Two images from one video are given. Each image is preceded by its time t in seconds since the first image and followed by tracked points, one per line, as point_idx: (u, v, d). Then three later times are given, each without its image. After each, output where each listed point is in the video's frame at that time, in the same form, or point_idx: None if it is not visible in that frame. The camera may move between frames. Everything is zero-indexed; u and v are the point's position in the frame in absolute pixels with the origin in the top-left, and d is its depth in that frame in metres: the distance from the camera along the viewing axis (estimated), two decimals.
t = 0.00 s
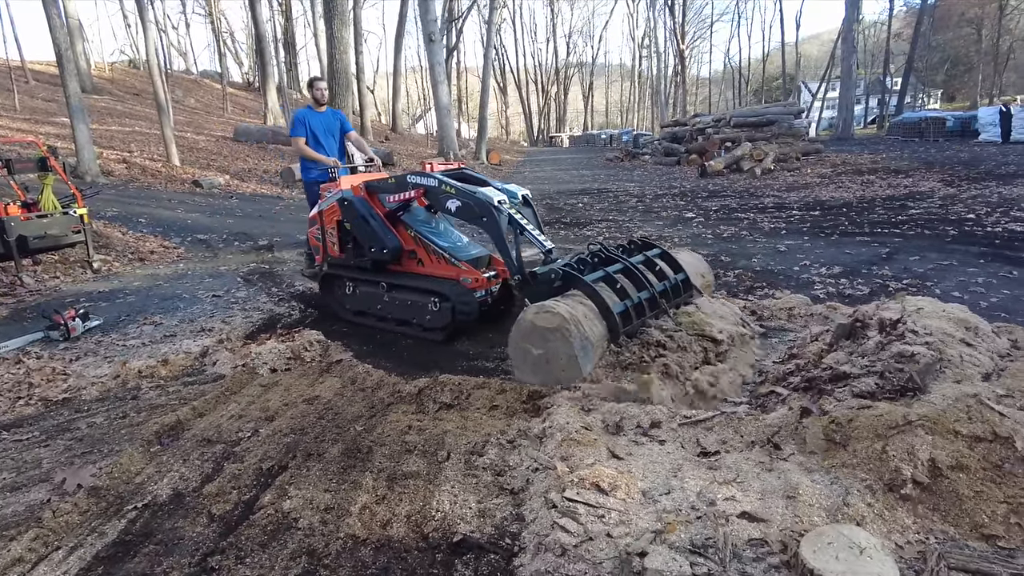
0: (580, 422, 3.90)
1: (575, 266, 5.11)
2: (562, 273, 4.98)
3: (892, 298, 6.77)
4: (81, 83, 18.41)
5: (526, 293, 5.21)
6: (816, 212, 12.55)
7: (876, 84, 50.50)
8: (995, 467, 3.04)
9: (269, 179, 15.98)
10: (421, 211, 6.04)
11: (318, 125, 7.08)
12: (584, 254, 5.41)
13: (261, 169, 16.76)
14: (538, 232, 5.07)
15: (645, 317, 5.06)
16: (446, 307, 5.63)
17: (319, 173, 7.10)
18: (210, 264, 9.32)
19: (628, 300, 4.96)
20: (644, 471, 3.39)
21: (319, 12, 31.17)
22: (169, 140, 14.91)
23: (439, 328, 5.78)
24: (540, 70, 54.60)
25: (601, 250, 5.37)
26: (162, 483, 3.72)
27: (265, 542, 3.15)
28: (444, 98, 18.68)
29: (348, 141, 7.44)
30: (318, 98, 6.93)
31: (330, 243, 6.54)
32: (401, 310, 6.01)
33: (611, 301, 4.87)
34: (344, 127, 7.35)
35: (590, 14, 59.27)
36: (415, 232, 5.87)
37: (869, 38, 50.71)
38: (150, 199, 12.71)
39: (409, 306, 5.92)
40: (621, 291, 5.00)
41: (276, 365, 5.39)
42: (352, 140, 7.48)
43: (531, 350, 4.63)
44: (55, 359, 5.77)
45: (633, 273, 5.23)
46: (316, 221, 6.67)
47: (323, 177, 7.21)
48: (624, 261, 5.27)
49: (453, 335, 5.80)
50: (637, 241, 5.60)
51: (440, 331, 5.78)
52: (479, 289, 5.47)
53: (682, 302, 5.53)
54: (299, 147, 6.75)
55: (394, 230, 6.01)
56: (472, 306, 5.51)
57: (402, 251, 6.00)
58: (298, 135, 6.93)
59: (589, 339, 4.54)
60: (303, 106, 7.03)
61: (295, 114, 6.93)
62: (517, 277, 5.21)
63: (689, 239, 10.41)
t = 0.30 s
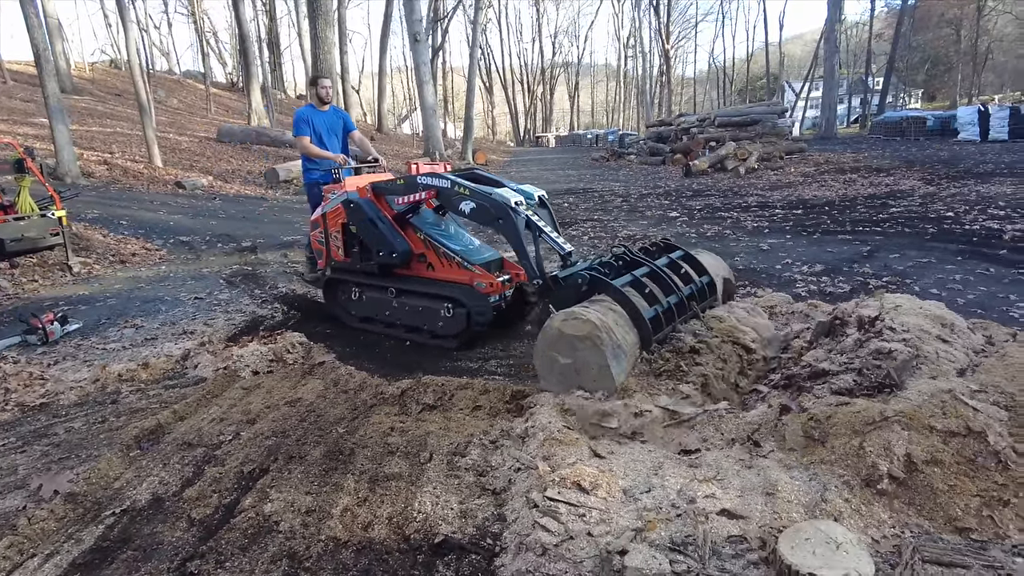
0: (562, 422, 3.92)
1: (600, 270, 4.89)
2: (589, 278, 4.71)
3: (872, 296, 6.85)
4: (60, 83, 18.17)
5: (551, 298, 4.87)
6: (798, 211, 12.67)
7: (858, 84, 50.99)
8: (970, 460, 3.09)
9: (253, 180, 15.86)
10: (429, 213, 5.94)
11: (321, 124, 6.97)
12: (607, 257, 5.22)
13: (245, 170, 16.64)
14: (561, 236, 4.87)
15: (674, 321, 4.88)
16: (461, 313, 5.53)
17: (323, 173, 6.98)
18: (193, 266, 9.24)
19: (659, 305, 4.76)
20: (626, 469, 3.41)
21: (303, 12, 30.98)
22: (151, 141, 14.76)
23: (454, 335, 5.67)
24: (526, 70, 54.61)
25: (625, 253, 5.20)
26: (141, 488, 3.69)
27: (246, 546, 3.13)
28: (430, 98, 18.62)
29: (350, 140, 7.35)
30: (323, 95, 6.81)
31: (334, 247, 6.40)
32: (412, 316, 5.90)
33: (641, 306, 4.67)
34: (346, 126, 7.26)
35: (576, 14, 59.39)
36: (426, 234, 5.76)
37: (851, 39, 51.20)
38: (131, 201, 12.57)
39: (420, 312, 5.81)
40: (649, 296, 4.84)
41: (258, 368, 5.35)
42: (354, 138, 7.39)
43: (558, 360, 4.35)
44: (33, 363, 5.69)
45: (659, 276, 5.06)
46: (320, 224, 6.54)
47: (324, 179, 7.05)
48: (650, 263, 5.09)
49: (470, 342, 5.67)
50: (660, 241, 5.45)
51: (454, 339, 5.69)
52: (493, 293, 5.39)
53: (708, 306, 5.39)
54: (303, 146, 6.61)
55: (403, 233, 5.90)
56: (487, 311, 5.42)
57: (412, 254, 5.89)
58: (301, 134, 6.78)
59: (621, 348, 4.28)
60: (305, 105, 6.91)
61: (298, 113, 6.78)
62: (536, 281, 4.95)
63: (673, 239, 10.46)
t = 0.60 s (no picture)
0: (527, 420, 3.91)
1: (612, 270, 4.72)
2: (603, 277, 4.54)
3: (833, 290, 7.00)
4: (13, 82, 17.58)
5: (563, 299, 4.73)
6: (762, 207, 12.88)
7: (820, 83, 52.01)
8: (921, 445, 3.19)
9: (217, 180, 15.56)
10: (422, 214, 5.70)
11: (303, 122, 6.74)
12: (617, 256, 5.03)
13: (208, 170, 16.31)
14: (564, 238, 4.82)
15: (689, 322, 4.70)
16: (462, 317, 5.30)
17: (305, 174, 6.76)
18: (153, 269, 9.03)
19: (675, 304, 4.59)
20: (589, 465, 3.43)
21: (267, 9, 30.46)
22: (109, 141, 14.37)
23: (452, 339, 5.45)
24: (495, 69, 54.52)
25: (634, 252, 5.00)
26: (96, 497, 3.59)
27: (204, 553, 3.08)
28: (397, 97, 18.47)
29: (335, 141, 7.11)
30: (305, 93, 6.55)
31: (320, 251, 6.04)
32: (408, 322, 5.61)
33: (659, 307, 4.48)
34: (330, 125, 7.01)
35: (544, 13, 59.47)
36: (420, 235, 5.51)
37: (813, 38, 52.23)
38: (89, 202, 12.23)
39: (417, 316, 5.53)
40: (664, 295, 4.64)
41: (219, 372, 5.25)
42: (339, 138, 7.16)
43: (574, 363, 4.14)
44: None
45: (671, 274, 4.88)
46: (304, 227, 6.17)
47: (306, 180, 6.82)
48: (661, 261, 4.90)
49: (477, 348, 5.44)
50: (668, 238, 5.24)
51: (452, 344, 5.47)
52: (494, 295, 5.18)
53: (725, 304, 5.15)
54: (286, 146, 6.38)
55: (395, 235, 5.61)
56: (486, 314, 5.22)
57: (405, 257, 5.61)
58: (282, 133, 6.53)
59: (641, 350, 4.11)
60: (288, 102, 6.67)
61: (278, 110, 6.52)
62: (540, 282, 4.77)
63: (640, 236, 10.56)
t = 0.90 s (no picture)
0: (462, 418, 3.90)
1: (597, 266, 4.64)
2: (590, 274, 4.46)
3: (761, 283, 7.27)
4: None
5: (547, 298, 4.59)
6: (694, 203, 13.23)
7: (749, 83, 53.73)
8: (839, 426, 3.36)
9: (140, 178, 14.87)
10: (386, 213, 5.46)
11: (253, 119, 6.38)
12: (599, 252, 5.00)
13: (131, 168, 15.57)
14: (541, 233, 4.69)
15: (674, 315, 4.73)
16: (437, 320, 5.11)
17: (256, 174, 6.45)
18: (71, 273, 8.57)
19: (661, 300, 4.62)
20: (523, 461, 3.45)
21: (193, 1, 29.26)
22: (20, 137, 13.51)
23: (431, 343, 5.21)
24: (433, 65, 54.00)
25: (616, 247, 5.00)
26: (4, 517, 3.39)
27: (125, 570, 2.96)
28: (332, 92, 18.08)
29: (284, 135, 6.80)
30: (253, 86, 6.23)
31: (276, 254, 5.63)
32: (377, 328, 5.33)
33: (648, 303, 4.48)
34: (279, 120, 6.69)
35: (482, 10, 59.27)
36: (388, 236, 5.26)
37: (743, 39, 53.95)
38: None
39: (387, 320, 5.26)
40: (649, 289, 4.67)
41: (142, 379, 5.03)
42: (289, 133, 6.84)
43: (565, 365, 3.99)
44: None
45: (653, 269, 4.93)
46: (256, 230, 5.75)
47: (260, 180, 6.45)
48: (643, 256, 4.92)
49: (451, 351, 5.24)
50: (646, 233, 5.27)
51: (422, 348, 5.25)
52: (469, 295, 5.08)
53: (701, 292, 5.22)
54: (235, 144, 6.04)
55: (361, 235, 5.32)
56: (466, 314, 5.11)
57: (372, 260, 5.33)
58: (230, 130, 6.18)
59: (632, 349, 4.00)
60: (235, 97, 6.27)
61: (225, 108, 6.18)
62: (520, 281, 4.61)
63: (578, 233, 10.68)
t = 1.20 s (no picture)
0: (387, 419, 3.84)
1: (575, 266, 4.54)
2: (572, 274, 4.36)
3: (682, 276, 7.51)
4: None
5: (527, 299, 4.45)
6: (618, 199, 13.53)
7: (670, 82, 55.30)
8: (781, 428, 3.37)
9: (38, 176, 13.91)
10: (340, 212, 5.12)
11: (186, 111, 5.79)
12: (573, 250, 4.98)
13: (27, 166, 14.54)
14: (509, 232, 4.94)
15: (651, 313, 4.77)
16: (403, 323, 4.84)
17: (192, 171, 5.82)
18: None
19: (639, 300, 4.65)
20: (449, 459, 3.43)
21: None
22: None
23: (392, 349, 4.95)
24: (357, 60, 52.96)
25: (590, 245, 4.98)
26: None
27: None
28: (249, 86, 17.44)
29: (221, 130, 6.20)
30: (184, 75, 5.69)
31: (219, 257, 5.22)
32: (337, 333, 5.02)
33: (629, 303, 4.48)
34: (216, 114, 6.10)
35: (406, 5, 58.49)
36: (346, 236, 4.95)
37: (663, 39, 55.51)
38: None
39: (346, 326, 4.96)
40: (628, 287, 4.66)
41: (41, 393, 4.71)
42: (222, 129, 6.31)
43: (551, 367, 3.93)
44: None
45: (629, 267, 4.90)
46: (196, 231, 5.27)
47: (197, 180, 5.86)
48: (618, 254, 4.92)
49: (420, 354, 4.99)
50: (615, 228, 5.28)
51: (386, 354, 4.98)
52: (435, 296, 4.81)
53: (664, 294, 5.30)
54: (173, 139, 5.47)
55: (315, 236, 4.96)
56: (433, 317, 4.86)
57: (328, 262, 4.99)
58: (163, 125, 5.58)
59: (619, 350, 3.95)
60: (164, 89, 5.69)
61: (155, 99, 5.58)
62: (491, 281, 4.47)
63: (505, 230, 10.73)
